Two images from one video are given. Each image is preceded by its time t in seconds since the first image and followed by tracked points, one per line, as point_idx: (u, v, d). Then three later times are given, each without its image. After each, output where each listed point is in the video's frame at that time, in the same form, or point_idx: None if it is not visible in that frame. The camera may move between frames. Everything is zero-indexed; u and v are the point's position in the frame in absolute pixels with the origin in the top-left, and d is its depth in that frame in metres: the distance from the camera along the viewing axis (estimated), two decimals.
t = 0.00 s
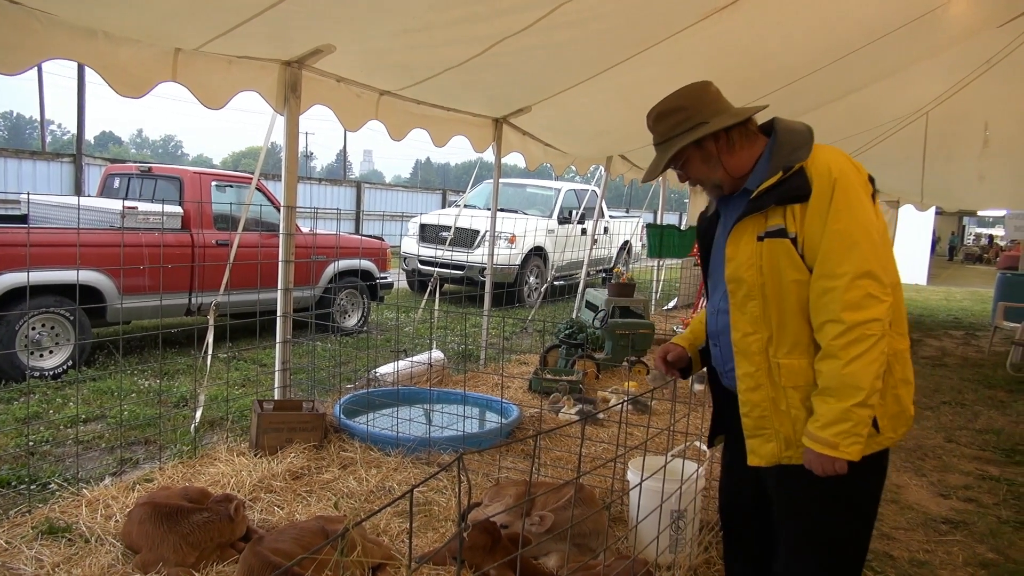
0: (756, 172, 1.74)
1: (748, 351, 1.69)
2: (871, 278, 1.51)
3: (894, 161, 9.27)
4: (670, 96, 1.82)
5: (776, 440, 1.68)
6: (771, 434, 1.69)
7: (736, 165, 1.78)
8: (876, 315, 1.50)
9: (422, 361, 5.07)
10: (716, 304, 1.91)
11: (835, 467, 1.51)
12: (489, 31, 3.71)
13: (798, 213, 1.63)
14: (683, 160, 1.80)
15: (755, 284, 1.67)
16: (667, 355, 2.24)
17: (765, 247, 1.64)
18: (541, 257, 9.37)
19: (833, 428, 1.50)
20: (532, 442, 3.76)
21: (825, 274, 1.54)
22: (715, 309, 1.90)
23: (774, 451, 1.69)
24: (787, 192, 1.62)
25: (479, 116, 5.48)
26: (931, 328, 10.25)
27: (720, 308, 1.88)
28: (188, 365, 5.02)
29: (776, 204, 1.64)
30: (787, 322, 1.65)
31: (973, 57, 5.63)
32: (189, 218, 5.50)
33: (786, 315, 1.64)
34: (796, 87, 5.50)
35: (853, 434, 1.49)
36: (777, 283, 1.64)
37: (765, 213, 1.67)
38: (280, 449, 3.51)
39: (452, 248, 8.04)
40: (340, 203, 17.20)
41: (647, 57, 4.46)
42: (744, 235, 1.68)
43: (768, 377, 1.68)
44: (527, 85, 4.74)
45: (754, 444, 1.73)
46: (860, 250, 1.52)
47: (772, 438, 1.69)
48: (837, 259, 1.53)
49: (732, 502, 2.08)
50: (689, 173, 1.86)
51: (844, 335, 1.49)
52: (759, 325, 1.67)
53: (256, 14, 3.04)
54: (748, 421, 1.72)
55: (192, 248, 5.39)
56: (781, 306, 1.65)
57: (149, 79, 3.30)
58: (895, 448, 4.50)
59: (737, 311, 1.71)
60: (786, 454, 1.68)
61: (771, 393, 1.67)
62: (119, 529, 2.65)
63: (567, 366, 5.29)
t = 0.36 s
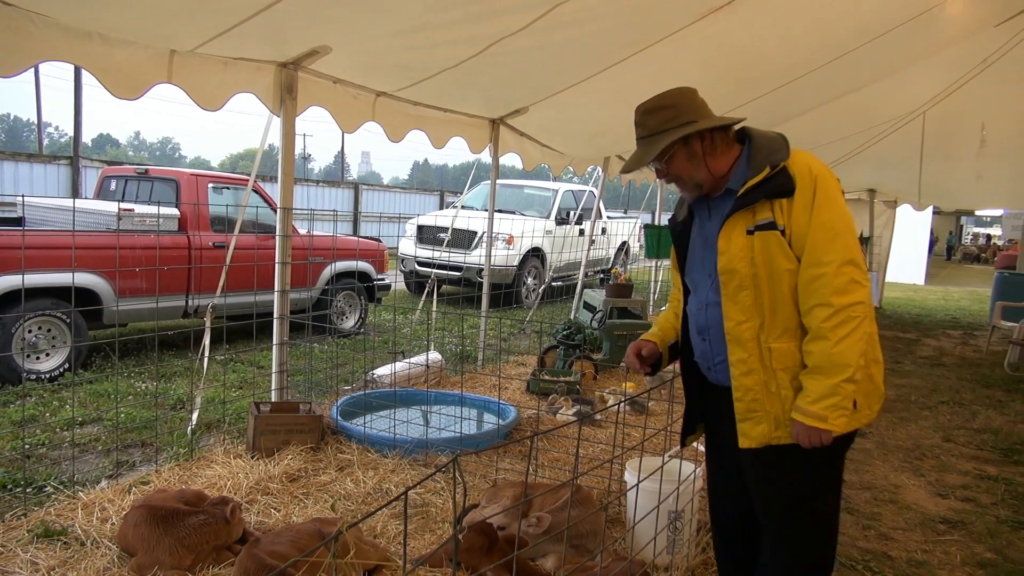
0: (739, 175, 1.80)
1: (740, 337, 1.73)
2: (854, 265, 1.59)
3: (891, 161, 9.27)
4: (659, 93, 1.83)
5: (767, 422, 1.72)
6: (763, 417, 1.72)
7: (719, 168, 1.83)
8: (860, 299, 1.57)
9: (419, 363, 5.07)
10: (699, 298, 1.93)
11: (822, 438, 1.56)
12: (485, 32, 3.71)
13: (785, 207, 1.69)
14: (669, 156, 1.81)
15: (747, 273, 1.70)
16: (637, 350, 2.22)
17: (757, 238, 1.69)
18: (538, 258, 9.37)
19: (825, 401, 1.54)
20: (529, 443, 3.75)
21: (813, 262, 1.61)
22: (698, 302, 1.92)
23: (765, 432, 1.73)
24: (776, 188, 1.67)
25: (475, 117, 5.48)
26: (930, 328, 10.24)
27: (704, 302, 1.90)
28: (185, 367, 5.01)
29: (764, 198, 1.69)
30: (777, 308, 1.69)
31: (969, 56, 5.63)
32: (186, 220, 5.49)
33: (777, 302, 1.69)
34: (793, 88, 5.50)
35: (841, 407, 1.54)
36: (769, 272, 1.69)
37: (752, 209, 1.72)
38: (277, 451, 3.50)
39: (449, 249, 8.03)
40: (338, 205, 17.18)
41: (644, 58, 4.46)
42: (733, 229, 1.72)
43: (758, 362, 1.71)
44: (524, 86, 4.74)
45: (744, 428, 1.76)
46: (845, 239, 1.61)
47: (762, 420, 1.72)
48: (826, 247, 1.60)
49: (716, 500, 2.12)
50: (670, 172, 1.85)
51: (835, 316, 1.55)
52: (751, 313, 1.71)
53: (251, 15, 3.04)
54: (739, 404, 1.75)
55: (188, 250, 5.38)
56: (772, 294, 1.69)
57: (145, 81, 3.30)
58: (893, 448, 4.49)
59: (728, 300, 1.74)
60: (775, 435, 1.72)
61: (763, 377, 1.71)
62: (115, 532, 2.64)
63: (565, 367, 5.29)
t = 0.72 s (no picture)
0: (746, 160, 1.90)
1: (747, 315, 1.78)
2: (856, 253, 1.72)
3: (889, 163, 9.27)
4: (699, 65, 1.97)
5: (764, 402, 1.77)
6: (761, 395, 1.77)
7: (732, 149, 1.91)
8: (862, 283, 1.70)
9: (415, 364, 5.06)
10: (693, 283, 1.96)
11: (820, 406, 1.60)
12: (482, 33, 3.71)
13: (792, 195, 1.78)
14: (715, 111, 1.88)
15: (758, 253, 1.76)
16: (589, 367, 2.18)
17: (768, 220, 1.76)
18: (536, 259, 9.36)
19: (829, 366, 1.61)
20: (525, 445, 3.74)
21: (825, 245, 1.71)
22: (693, 286, 1.96)
23: (761, 412, 1.78)
24: (790, 177, 1.75)
25: (473, 118, 5.47)
26: (927, 329, 10.23)
27: (700, 287, 1.94)
28: (181, 368, 5.00)
29: (776, 185, 1.77)
30: (783, 290, 1.77)
31: (967, 58, 5.63)
32: (182, 220, 5.48)
33: (783, 283, 1.77)
34: (790, 89, 5.50)
35: (843, 375, 1.62)
36: (777, 254, 1.76)
37: (762, 195, 1.79)
38: (272, 453, 3.49)
39: (447, 250, 8.03)
40: (335, 206, 17.16)
41: (641, 59, 4.46)
42: (746, 210, 1.79)
43: (762, 341, 1.77)
44: (521, 87, 4.74)
45: (740, 407, 1.80)
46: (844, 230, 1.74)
47: (760, 400, 1.78)
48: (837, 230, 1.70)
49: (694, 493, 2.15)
50: (700, 130, 1.89)
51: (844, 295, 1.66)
52: (759, 292, 1.77)
53: (247, 16, 3.03)
54: (740, 382, 1.79)
55: (184, 251, 5.36)
56: (777, 276, 1.77)
57: (140, 82, 3.29)
58: (890, 450, 4.49)
59: (736, 279, 1.79)
60: (769, 416, 1.77)
61: (766, 356, 1.77)
62: (109, 534, 2.63)
63: (562, 368, 5.28)
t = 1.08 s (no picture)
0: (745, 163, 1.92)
1: (748, 311, 1.77)
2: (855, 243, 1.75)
3: (892, 167, 9.25)
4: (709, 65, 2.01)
5: (762, 404, 1.76)
6: (760, 396, 1.77)
7: (733, 150, 1.93)
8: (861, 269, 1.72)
9: (414, 365, 5.05)
10: (689, 283, 1.93)
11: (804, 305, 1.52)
12: (484, 33, 3.70)
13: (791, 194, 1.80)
14: (722, 112, 1.91)
15: (759, 248, 1.77)
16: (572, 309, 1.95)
17: (769, 215, 1.78)
18: (537, 260, 9.34)
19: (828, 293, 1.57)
20: (523, 447, 3.73)
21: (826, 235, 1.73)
22: (688, 286, 1.92)
23: (758, 413, 1.77)
24: (788, 174, 1.79)
25: (474, 118, 5.47)
26: (929, 335, 10.21)
27: (696, 286, 1.91)
28: (179, 366, 4.99)
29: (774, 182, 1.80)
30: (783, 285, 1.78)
31: (970, 63, 5.62)
32: (183, 218, 5.47)
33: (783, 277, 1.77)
34: (793, 92, 5.48)
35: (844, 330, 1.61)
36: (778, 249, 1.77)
37: (761, 193, 1.81)
38: (269, 452, 3.48)
39: (447, 251, 8.01)
40: (337, 205, 17.15)
41: (643, 61, 4.45)
42: (748, 206, 1.80)
43: (761, 337, 1.76)
44: (523, 88, 4.73)
45: (738, 408, 1.80)
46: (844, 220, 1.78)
47: (758, 401, 1.77)
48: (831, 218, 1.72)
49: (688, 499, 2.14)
50: (708, 126, 1.90)
51: (839, 261, 1.64)
52: (760, 287, 1.77)
53: (247, 13, 3.03)
54: (739, 382, 1.79)
55: (184, 249, 5.35)
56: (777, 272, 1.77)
57: (140, 79, 3.28)
58: (890, 455, 4.47)
59: (737, 274, 1.79)
60: (767, 418, 1.76)
61: (766, 355, 1.76)
62: (103, 533, 2.62)
63: (561, 371, 5.26)
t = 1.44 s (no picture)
0: (754, 155, 1.87)
1: (763, 321, 1.72)
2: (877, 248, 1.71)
3: (905, 164, 9.16)
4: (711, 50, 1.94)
5: (774, 426, 1.71)
6: (773, 416, 1.71)
7: (739, 140, 1.88)
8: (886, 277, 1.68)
9: (423, 366, 5.05)
10: (697, 290, 1.86)
11: (814, 297, 1.53)
12: (489, 34, 3.70)
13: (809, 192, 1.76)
14: (726, 99, 1.86)
15: (775, 251, 1.73)
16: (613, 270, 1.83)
17: (785, 214, 1.74)
18: (547, 260, 9.33)
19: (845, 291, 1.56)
20: (532, 448, 3.72)
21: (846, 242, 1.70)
22: (695, 293, 1.86)
23: (771, 435, 1.71)
24: (806, 170, 1.76)
25: (482, 119, 5.46)
26: (944, 332, 10.11)
27: (705, 293, 1.84)
28: (190, 369, 5.01)
29: (788, 181, 1.77)
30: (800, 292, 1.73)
31: (982, 58, 5.56)
32: (193, 221, 5.51)
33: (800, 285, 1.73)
34: (803, 89, 5.44)
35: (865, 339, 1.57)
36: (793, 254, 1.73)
37: (776, 191, 1.78)
38: (279, 455, 3.49)
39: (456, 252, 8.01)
40: (348, 207, 17.22)
41: (650, 60, 4.43)
42: (761, 205, 1.76)
43: (776, 351, 1.72)
44: (530, 88, 4.72)
45: (749, 430, 1.74)
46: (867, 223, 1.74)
47: (771, 422, 1.72)
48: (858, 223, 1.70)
49: (673, 517, 2.05)
50: (711, 117, 1.84)
51: (864, 266, 1.62)
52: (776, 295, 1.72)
53: (253, 17, 3.04)
54: (751, 402, 1.73)
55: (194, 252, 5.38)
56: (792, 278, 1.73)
57: (147, 84, 3.30)
58: (903, 454, 4.42)
59: (752, 279, 1.74)
60: (779, 442, 1.71)
61: (781, 370, 1.71)
62: (113, 535, 2.63)
63: (571, 371, 5.24)
